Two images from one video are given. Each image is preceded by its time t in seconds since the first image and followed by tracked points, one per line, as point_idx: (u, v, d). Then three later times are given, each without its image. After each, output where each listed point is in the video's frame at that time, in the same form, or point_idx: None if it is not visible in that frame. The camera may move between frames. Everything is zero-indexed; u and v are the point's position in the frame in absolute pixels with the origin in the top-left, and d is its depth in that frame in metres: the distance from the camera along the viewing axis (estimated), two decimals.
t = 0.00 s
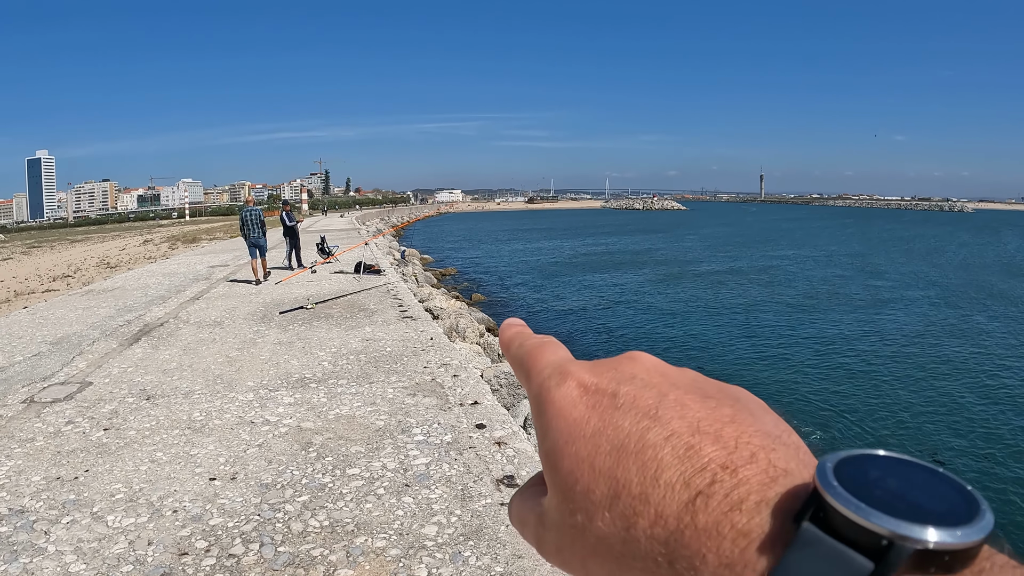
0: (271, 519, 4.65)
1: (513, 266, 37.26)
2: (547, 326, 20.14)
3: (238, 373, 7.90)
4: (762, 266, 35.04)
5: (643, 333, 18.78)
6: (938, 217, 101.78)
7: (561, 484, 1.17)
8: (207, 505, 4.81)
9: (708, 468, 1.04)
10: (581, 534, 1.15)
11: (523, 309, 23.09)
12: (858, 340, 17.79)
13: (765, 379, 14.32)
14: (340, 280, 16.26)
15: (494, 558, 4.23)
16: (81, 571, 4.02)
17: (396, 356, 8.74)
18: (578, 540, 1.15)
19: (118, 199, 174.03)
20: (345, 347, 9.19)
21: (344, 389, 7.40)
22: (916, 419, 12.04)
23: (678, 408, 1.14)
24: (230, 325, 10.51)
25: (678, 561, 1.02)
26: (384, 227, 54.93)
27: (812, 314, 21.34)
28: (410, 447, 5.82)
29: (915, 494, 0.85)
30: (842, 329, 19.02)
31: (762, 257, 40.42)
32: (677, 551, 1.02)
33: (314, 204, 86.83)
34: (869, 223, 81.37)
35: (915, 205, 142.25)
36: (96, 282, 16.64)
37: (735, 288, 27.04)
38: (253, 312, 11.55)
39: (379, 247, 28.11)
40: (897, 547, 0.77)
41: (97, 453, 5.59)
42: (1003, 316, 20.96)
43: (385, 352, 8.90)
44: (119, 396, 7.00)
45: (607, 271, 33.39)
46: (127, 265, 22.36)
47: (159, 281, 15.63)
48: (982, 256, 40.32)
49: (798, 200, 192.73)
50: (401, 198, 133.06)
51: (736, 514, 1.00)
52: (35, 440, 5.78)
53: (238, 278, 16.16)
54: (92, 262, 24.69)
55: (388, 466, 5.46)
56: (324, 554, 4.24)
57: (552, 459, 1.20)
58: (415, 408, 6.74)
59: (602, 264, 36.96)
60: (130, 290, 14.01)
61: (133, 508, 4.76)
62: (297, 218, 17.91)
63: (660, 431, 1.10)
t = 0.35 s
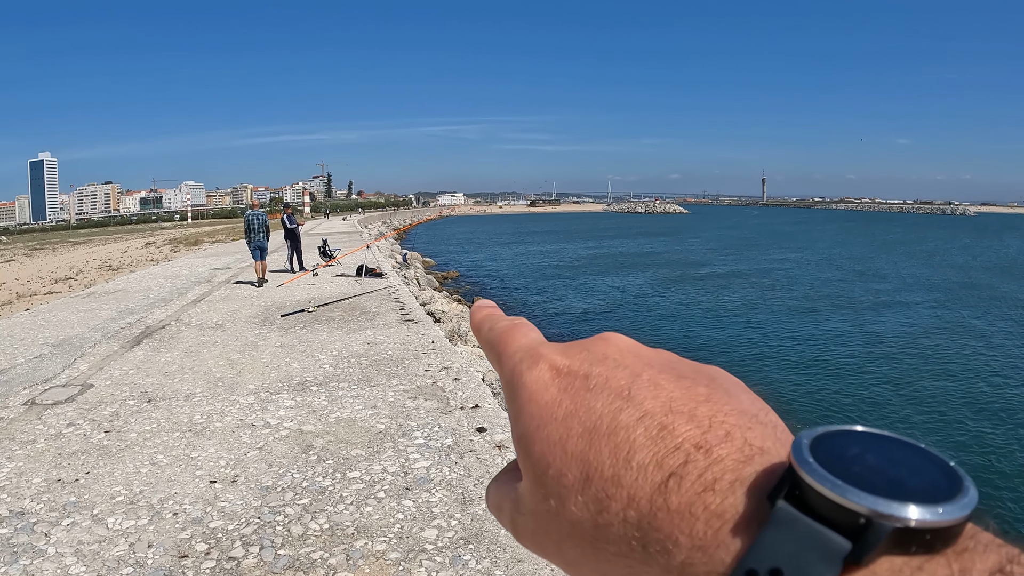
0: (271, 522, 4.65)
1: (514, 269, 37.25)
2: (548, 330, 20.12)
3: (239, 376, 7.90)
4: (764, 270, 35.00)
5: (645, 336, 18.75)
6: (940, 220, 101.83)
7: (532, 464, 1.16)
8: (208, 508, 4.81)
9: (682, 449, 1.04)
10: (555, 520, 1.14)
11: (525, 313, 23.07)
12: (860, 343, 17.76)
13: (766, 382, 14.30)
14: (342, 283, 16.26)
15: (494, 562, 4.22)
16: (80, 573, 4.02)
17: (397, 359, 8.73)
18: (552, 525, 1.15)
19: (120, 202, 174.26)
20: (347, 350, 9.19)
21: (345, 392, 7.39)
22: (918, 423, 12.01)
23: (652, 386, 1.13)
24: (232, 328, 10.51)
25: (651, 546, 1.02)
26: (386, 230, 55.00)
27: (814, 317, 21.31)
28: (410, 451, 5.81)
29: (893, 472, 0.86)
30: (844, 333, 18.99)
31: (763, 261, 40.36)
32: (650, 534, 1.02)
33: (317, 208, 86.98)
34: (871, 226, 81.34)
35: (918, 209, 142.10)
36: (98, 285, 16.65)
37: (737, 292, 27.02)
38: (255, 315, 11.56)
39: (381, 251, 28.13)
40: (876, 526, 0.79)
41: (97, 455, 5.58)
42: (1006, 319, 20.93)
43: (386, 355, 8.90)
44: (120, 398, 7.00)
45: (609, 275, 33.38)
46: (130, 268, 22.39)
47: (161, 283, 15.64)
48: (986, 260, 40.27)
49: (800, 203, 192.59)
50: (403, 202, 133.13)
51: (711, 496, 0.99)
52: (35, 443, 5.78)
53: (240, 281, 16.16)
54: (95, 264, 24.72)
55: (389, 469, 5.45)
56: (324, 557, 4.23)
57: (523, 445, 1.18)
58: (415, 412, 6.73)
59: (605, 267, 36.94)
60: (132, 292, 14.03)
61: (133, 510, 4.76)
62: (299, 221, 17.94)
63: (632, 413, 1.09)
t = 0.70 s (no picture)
0: (271, 523, 4.64)
1: (513, 271, 37.27)
2: (547, 332, 20.12)
3: (239, 377, 7.90)
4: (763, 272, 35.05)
5: (645, 338, 18.75)
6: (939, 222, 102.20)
7: None
8: (207, 510, 4.80)
9: None
10: None
11: (524, 315, 23.08)
12: (859, 346, 17.78)
13: (766, 384, 14.30)
14: (341, 284, 16.29)
15: (494, 564, 4.22)
16: (80, 574, 4.01)
17: (397, 362, 8.73)
18: None
19: (120, 203, 174.16)
20: (346, 352, 9.19)
21: (345, 394, 7.39)
22: (917, 425, 12.01)
23: None
24: (231, 329, 10.51)
25: None
26: (385, 231, 55.08)
27: (813, 319, 21.34)
28: (410, 453, 5.81)
29: None
30: (844, 335, 18.99)
31: (762, 263, 40.38)
32: None
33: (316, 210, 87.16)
34: (870, 228, 81.42)
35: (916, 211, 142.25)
36: (98, 286, 16.66)
37: (737, 293, 27.06)
38: (255, 317, 11.56)
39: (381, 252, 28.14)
40: None
41: (97, 456, 5.58)
42: (1005, 322, 20.96)
43: (386, 357, 8.90)
44: (121, 399, 7.00)
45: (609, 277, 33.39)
46: (129, 269, 22.38)
47: (160, 285, 15.65)
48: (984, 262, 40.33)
49: (800, 205, 192.70)
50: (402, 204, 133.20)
51: None
52: (35, 444, 5.78)
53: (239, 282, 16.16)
54: (95, 265, 24.75)
55: (388, 471, 5.45)
56: (324, 559, 4.23)
57: None
58: (416, 414, 6.73)
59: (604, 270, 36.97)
60: (131, 294, 14.04)
61: (132, 512, 4.75)
62: (298, 223, 17.95)
63: None
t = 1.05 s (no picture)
0: (268, 524, 4.64)
1: (509, 272, 37.25)
2: (544, 332, 20.13)
3: (235, 378, 7.89)
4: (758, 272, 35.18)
5: (640, 339, 18.78)
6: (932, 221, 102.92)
7: None
8: (204, 510, 4.79)
9: None
10: None
11: (520, 316, 23.10)
12: (854, 346, 17.86)
13: (761, 384, 14.35)
14: (336, 285, 16.29)
15: (492, 564, 4.23)
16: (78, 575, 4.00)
17: (393, 362, 8.73)
18: None
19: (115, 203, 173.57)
20: (343, 352, 9.19)
21: (341, 394, 7.38)
22: (912, 425, 12.06)
23: None
24: (227, 330, 10.50)
25: None
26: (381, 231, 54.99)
27: (808, 319, 21.44)
28: (408, 453, 5.81)
29: None
30: (838, 335, 19.07)
31: (757, 263, 40.43)
32: None
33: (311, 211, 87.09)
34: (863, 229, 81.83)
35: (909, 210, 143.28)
36: (93, 287, 16.61)
37: (731, 294, 27.17)
38: (250, 317, 11.55)
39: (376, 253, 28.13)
40: None
41: (95, 457, 5.57)
42: (998, 321, 21.08)
43: (383, 358, 8.90)
44: (117, 400, 6.99)
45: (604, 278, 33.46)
46: (124, 270, 22.32)
47: (155, 286, 15.60)
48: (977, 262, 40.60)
49: (793, 205, 193.23)
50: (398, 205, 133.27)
51: None
52: (32, 444, 5.77)
53: (234, 283, 16.13)
54: (90, 266, 24.68)
55: (386, 472, 5.45)
56: (322, 559, 4.23)
57: None
58: (413, 414, 6.73)
59: (599, 270, 37.03)
60: (126, 294, 14.01)
61: (130, 513, 4.74)
62: (295, 223, 17.91)
63: None
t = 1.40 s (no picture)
0: (249, 526, 4.62)
1: (490, 271, 37.22)
2: (526, 332, 20.18)
3: (214, 379, 7.84)
4: (738, 271, 35.55)
5: (622, 338, 18.90)
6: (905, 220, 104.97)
7: None
8: (184, 513, 4.77)
9: None
10: None
11: (502, 315, 23.17)
12: (832, 343, 18.12)
13: (741, 382, 14.51)
14: (314, 286, 16.21)
15: (475, 564, 4.25)
16: None
17: (373, 362, 8.72)
18: None
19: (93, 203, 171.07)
20: (321, 353, 9.16)
21: (320, 395, 7.37)
22: (889, 421, 12.27)
23: None
24: (205, 331, 10.42)
25: None
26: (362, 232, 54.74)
27: (786, 317, 21.73)
28: (388, 453, 5.82)
29: None
30: (816, 332, 19.36)
31: (736, 262, 40.74)
32: None
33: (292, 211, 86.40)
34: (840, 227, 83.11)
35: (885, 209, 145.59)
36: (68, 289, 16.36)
37: (711, 292, 27.44)
38: (228, 319, 11.47)
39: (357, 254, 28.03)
40: None
41: (72, 460, 5.51)
42: (971, 317, 21.52)
43: (361, 358, 8.88)
44: (94, 402, 6.91)
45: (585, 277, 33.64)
46: (101, 272, 22.01)
47: (132, 287, 15.43)
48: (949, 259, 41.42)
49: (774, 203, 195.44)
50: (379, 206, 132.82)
51: None
52: (7, 448, 5.69)
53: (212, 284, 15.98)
54: (66, 268, 24.31)
55: (366, 472, 5.45)
56: (303, 561, 4.23)
57: None
58: (392, 414, 6.73)
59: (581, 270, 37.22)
60: (103, 296, 13.83)
61: (109, 516, 4.71)
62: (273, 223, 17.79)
63: None
